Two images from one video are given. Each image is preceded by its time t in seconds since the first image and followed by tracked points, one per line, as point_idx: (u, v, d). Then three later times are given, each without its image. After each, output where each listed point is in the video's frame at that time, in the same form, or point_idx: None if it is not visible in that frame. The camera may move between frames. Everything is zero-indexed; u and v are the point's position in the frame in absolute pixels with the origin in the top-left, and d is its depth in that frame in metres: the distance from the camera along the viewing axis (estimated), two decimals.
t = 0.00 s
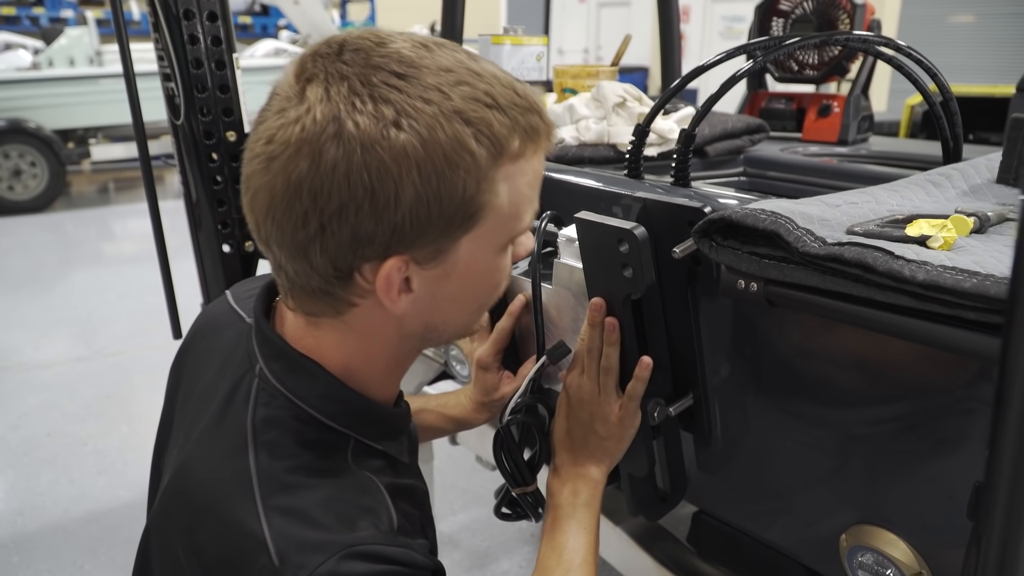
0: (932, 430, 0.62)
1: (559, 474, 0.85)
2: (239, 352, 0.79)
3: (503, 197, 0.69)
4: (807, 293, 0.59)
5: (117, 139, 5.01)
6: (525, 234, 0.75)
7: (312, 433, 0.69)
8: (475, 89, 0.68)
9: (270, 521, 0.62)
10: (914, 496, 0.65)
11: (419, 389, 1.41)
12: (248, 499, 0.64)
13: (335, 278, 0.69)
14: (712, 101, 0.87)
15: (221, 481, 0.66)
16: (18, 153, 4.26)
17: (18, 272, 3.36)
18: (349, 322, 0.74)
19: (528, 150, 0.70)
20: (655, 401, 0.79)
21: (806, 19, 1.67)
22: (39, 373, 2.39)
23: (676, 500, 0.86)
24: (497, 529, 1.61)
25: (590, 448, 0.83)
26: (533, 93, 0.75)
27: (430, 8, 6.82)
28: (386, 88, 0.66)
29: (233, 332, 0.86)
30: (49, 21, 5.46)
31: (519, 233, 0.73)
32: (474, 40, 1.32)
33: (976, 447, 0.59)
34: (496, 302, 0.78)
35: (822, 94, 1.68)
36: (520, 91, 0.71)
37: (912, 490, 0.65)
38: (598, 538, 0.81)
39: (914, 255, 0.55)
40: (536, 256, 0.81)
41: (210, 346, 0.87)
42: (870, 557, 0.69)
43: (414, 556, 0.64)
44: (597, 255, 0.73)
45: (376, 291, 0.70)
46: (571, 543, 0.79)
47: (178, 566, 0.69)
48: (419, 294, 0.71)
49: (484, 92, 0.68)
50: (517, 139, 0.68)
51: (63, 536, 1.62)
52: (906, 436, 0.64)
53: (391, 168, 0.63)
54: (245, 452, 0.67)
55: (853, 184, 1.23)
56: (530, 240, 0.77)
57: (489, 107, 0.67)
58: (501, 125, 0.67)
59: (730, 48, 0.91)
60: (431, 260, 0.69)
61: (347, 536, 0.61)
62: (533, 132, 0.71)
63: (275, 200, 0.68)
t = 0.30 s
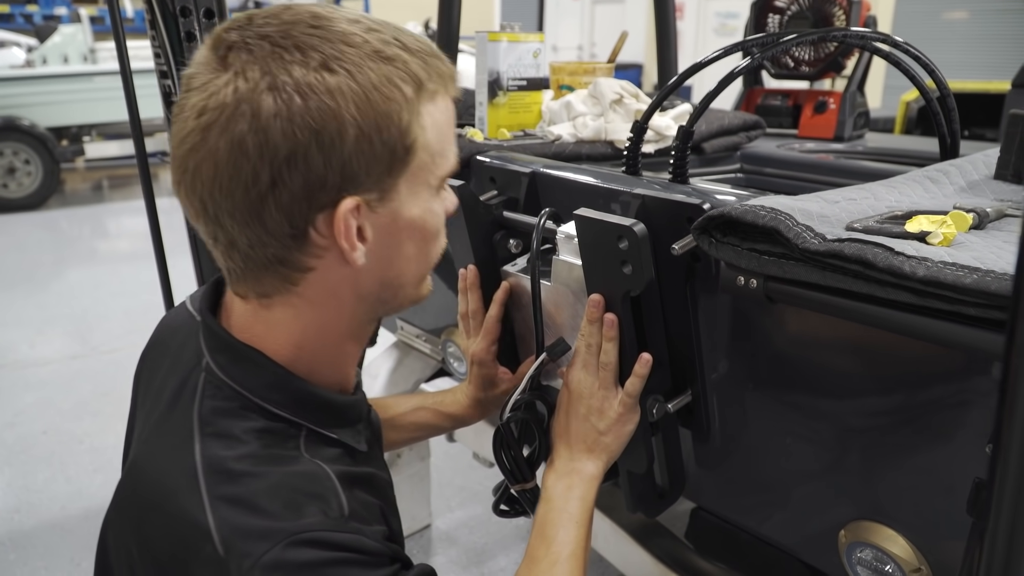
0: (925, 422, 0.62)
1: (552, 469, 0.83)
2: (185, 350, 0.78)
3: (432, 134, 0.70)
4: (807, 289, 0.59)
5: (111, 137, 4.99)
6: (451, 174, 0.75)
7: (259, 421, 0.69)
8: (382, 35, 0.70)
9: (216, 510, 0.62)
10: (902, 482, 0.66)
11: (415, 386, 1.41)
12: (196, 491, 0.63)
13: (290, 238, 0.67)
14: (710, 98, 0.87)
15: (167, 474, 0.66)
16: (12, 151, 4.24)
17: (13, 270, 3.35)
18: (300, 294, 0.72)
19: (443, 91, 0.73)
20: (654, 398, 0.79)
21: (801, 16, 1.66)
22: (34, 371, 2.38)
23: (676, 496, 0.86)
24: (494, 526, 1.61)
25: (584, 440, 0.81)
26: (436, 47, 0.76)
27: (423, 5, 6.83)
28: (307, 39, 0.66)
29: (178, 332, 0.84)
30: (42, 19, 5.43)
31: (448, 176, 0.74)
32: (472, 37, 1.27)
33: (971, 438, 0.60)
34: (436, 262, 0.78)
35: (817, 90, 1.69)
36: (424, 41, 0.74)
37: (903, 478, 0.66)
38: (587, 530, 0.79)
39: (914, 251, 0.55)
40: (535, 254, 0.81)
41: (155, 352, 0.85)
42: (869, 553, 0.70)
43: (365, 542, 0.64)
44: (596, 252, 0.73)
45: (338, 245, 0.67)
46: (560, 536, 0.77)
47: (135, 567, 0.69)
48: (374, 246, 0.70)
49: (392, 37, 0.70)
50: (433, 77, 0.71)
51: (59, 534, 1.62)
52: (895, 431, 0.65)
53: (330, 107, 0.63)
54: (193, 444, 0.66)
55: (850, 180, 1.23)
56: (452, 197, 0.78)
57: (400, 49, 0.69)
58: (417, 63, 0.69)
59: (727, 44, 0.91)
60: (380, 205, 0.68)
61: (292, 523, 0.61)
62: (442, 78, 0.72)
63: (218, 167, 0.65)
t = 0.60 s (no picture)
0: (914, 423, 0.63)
1: (546, 463, 0.81)
2: (134, 355, 0.77)
3: (360, 103, 0.74)
4: (807, 285, 0.59)
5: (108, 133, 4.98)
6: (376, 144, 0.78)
7: (198, 407, 0.67)
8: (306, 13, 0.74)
9: (156, 496, 0.61)
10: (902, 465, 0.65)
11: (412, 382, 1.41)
12: (138, 481, 0.62)
13: (241, 195, 0.67)
14: (709, 96, 0.87)
15: (114, 468, 0.65)
16: (9, 147, 4.23)
17: (11, 265, 3.34)
18: (248, 263, 0.71)
19: (365, 68, 0.77)
20: (653, 395, 0.79)
21: (800, 13, 1.66)
22: (30, 366, 2.37)
23: (674, 492, 0.87)
24: (491, 523, 1.61)
25: (581, 435, 0.80)
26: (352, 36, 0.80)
27: (420, 2, 6.84)
28: (241, 11, 0.69)
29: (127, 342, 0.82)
30: (40, 14, 5.42)
31: (375, 148, 0.77)
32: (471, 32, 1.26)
33: (965, 435, 0.60)
34: (370, 238, 0.79)
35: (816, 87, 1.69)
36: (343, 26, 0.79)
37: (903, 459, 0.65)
38: (580, 524, 0.77)
39: (914, 248, 0.55)
40: (534, 250, 0.81)
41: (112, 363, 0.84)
42: (867, 550, 0.70)
43: (310, 523, 0.62)
44: (595, 248, 0.72)
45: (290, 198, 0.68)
46: (548, 524, 0.75)
47: None
48: (318, 205, 0.71)
49: (316, 16, 0.74)
50: (355, 51, 0.75)
51: (55, 528, 1.61)
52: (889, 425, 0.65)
53: (272, 64, 0.65)
54: (137, 435, 0.65)
55: (849, 177, 1.23)
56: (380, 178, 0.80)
57: (323, 25, 0.73)
58: (342, 38, 0.74)
59: (728, 41, 0.91)
60: (321, 164, 0.70)
61: (231, 506, 0.60)
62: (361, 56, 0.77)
63: (165, 129, 0.65)
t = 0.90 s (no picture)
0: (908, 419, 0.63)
1: (542, 460, 0.80)
2: (101, 356, 0.78)
3: (305, 103, 0.76)
4: (806, 287, 0.59)
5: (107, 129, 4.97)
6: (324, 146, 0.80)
7: (152, 404, 0.68)
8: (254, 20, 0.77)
9: (110, 493, 0.62)
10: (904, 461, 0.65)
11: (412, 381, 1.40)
12: (94, 480, 0.64)
13: (185, 182, 0.68)
14: (709, 96, 0.86)
15: (74, 468, 0.67)
16: (9, 142, 4.22)
17: (11, 261, 3.33)
18: (195, 253, 0.71)
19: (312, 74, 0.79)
20: (653, 395, 0.79)
21: (800, 13, 1.66)
22: (29, 363, 2.37)
23: (673, 493, 0.86)
24: (489, 521, 1.61)
25: (580, 433, 0.80)
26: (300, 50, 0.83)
27: None
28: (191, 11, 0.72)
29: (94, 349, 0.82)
30: (41, 10, 5.41)
31: (321, 150, 0.79)
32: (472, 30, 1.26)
33: (966, 435, 0.60)
34: (319, 238, 0.80)
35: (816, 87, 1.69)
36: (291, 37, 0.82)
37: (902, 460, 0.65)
38: (573, 521, 0.76)
39: (914, 250, 0.55)
40: (534, 251, 0.81)
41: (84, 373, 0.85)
42: (866, 551, 0.70)
43: (263, 514, 0.62)
44: (595, 248, 0.72)
45: (233, 184, 0.69)
46: (538, 519, 0.75)
47: None
48: (263, 196, 0.72)
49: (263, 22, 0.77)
50: (301, 56, 0.77)
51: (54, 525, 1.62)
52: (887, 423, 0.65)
53: (215, 55, 0.67)
54: (94, 435, 0.66)
55: (849, 177, 1.23)
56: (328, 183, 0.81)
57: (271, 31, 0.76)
58: (288, 43, 0.76)
59: (728, 42, 0.90)
60: (264, 156, 0.71)
61: (182, 500, 0.60)
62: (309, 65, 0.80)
63: (112, 117, 0.66)
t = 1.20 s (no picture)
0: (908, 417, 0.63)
1: (543, 462, 0.80)
2: (92, 357, 0.78)
3: (291, 107, 0.77)
4: (809, 289, 0.59)
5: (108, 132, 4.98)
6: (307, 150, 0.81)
7: (142, 400, 0.68)
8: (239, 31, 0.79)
9: (101, 487, 0.63)
10: (898, 458, 0.66)
11: (414, 384, 1.41)
12: (84, 477, 0.64)
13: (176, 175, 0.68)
14: (710, 98, 0.86)
15: (65, 465, 0.67)
16: (10, 146, 4.23)
17: (12, 265, 3.33)
18: (184, 246, 0.71)
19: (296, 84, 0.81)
20: (656, 397, 0.79)
21: (801, 14, 1.66)
22: (31, 366, 2.37)
23: (676, 495, 0.86)
24: (492, 524, 1.61)
25: (582, 435, 0.79)
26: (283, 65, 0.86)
27: None
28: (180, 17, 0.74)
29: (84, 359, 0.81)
30: (41, 13, 5.41)
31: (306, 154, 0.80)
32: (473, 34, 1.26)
33: (968, 434, 0.60)
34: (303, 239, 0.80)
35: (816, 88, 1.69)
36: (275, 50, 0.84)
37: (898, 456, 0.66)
38: (572, 523, 0.76)
39: (918, 252, 0.55)
40: (537, 253, 0.81)
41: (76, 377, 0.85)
42: (870, 553, 0.70)
43: (253, 507, 0.62)
44: (598, 251, 0.72)
45: (223, 175, 0.69)
46: (537, 521, 0.75)
47: None
48: (251, 191, 0.72)
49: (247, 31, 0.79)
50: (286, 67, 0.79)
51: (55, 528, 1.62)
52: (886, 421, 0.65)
53: (206, 54, 0.69)
54: (84, 432, 0.67)
55: (851, 179, 1.23)
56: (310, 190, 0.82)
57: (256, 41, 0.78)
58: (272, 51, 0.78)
59: (729, 43, 0.90)
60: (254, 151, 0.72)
61: (171, 492, 0.61)
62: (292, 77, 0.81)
63: (104, 113, 0.67)
